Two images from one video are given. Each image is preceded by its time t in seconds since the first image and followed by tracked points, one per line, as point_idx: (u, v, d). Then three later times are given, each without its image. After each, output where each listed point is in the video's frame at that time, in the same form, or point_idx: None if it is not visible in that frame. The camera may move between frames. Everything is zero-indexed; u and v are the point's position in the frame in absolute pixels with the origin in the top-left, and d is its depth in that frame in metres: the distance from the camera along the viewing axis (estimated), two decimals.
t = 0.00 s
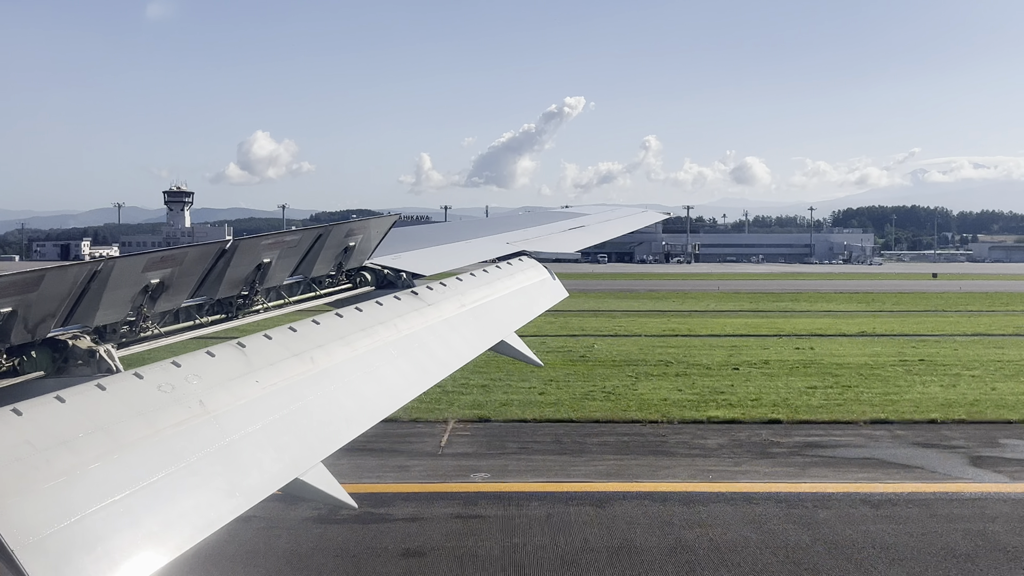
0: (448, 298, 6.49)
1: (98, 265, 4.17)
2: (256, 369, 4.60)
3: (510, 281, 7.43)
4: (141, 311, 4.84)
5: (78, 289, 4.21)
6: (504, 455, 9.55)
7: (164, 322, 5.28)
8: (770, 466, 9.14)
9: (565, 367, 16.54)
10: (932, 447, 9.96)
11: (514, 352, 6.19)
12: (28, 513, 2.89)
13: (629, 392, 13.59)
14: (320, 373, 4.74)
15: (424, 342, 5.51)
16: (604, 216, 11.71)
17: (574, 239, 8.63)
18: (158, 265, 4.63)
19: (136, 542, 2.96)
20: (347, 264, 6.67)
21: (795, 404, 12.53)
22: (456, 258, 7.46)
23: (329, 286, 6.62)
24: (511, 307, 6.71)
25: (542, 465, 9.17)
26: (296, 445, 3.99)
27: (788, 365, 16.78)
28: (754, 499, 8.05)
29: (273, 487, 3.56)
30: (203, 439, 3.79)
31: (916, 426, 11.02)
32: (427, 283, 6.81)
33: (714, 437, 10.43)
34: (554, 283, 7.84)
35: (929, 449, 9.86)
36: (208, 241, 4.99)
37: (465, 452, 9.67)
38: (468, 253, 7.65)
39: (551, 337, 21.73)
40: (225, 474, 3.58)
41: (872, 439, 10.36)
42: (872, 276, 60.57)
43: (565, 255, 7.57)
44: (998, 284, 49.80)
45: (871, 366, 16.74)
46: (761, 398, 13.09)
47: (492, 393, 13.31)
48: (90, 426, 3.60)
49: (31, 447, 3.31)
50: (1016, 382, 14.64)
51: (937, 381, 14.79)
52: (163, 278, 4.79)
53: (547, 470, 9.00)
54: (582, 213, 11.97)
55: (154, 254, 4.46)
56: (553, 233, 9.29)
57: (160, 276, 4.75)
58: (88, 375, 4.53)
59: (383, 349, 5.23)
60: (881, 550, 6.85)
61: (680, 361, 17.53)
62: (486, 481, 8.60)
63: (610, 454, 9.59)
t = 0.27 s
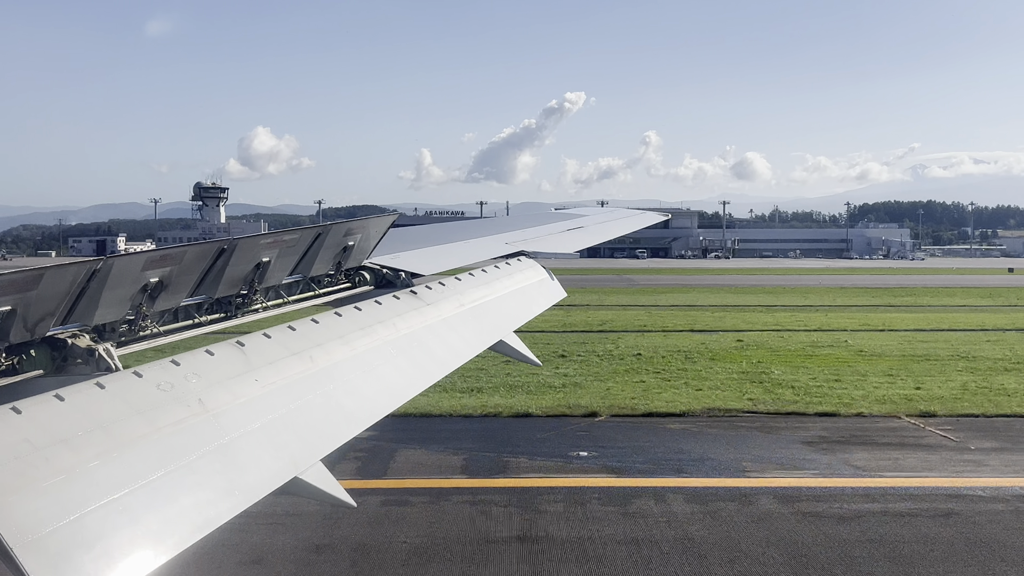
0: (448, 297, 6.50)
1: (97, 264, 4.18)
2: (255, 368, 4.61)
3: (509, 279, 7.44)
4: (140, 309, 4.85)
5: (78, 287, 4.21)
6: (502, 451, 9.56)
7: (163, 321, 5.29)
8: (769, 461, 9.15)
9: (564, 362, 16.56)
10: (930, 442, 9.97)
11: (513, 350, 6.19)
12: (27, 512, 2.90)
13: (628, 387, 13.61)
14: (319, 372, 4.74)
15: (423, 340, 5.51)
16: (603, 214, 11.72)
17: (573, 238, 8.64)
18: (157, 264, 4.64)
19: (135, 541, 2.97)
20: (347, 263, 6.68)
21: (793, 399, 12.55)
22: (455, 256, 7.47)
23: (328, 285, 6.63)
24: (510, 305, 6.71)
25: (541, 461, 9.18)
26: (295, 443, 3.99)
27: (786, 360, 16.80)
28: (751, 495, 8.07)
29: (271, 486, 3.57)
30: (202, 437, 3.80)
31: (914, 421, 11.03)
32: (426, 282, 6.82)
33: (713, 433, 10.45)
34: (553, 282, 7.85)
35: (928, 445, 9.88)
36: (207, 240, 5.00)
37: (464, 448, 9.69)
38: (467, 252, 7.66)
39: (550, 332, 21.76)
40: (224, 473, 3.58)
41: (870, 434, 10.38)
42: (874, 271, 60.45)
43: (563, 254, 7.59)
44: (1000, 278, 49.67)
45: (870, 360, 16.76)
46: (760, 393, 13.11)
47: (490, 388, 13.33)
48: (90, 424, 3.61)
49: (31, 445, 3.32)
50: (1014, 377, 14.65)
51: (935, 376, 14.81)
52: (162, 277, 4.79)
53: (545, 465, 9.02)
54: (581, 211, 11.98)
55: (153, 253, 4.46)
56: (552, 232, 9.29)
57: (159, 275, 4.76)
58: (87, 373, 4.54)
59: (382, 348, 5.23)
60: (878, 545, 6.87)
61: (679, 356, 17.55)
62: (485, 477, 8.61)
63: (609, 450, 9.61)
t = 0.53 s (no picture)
0: (447, 293, 6.49)
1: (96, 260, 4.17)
2: (254, 363, 4.60)
3: (508, 275, 7.43)
4: (139, 305, 4.85)
5: (76, 283, 4.20)
6: (502, 447, 9.57)
7: (162, 317, 5.28)
8: (770, 457, 9.15)
9: (563, 358, 16.56)
10: (929, 438, 9.97)
11: (512, 345, 6.19)
12: (26, 509, 2.89)
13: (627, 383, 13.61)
14: (319, 367, 4.74)
15: (422, 336, 5.51)
16: (602, 210, 11.71)
17: (572, 234, 8.62)
18: (156, 260, 4.63)
19: (135, 537, 2.96)
20: (346, 259, 6.67)
21: (793, 394, 12.54)
22: (454, 252, 7.46)
23: (327, 281, 6.62)
24: (509, 301, 6.71)
25: (540, 456, 9.19)
26: (294, 439, 3.98)
27: (785, 356, 16.81)
28: (751, 491, 8.07)
29: (271, 482, 3.56)
30: (202, 433, 3.80)
31: (915, 417, 11.03)
32: (426, 277, 6.81)
33: (712, 428, 10.45)
34: (552, 278, 7.84)
35: (929, 440, 9.87)
36: (206, 236, 4.99)
37: (463, 444, 9.69)
38: (466, 247, 7.65)
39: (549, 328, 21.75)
40: (224, 469, 3.58)
41: (870, 430, 10.38)
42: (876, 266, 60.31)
43: (562, 250, 7.58)
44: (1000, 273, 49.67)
45: (869, 356, 16.76)
46: (759, 389, 13.11)
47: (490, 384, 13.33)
48: (89, 420, 3.60)
49: (30, 442, 3.31)
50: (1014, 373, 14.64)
51: (934, 372, 14.81)
52: (161, 273, 4.78)
53: (545, 461, 9.01)
54: (580, 207, 11.96)
55: (152, 248, 4.45)
56: (551, 227, 9.28)
57: (158, 271, 4.75)
58: (85, 369, 4.54)
59: (381, 344, 5.22)
60: (878, 542, 6.86)
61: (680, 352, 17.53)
62: (484, 473, 8.61)
63: (609, 446, 9.61)
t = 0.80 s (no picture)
0: (447, 291, 6.50)
1: (95, 259, 4.17)
2: (254, 362, 4.60)
3: (508, 274, 7.43)
4: (139, 304, 4.85)
5: (76, 282, 4.20)
6: (501, 446, 9.56)
7: (162, 316, 5.28)
8: (771, 456, 9.14)
9: (562, 356, 16.54)
10: (929, 437, 9.98)
11: (512, 344, 6.19)
12: (26, 507, 2.89)
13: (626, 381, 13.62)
14: (319, 366, 4.74)
15: (422, 335, 5.51)
16: (601, 208, 11.72)
17: (571, 232, 8.63)
18: (155, 258, 4.63)
19: (135, 536, 2.96)
20: (345, 258, 6.67)
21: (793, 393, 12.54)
22: (454, 250, 7.47)
23: (327, 279, 6.63)
24: (509, 300, 6.71)
25: (540, 455, 9.18)
26: (294, 438, 3.99)
27: (785, 354, 16.80)
28: (750, 489, 8.07)
29: (271, 480, 3.56)
30: (201, 432, 3.80)
31: (915, 415, 11.03)
32: (426, 276, 6.81)
33: (712, 427, 10.45)
34: (551, 277, 7.83)
35: (928, 439, 9.87)
36: (206, 234, 4.99)
37: (463, 442, 9.69)
38: (466, 246, 7.64)
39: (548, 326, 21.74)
40: (224, 468, 3.58)
41: (869, 428, 10.38)
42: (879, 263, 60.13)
43: (562, 248, 7.58)
44: (1000, 271, 49.69)
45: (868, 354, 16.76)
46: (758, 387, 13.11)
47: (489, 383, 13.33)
48: (88, 419, 3.60)
49: (30, 441, 3.31)
50: (1013, 371, 14.64)
51: (934, 370, 14.81)
52: (160, 271, 4.78)
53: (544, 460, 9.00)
54: (580, 205, 11.95)
55: (152, 247, 4.45)
56: (550, 226, 9.28)
57: (157, 269, 4.75)
58: (85, 368, 4.54)
59: (381, 343, 5.22)
60: (879, 541, 6.85)
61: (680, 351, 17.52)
62: (483, 471, 8.61)
63: (609, 445, 9.61)
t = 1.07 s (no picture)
0: (446, 291, 6.49)
1: (95, 258, 4.17)
2: (253, 362, 4.60)
3: (508, 273, 7.43)
4: (139, 303, 4.85)
5: (76, 281, 4.21)
6: (500, 445, 9.56)
7: (161, 315, 5.28)
8: (770, 455, 9.14)
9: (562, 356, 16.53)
10: (928, 436, 9.97)
11: (512, 343, 6.18)
12: (25, 507, 2.90)
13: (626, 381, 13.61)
14: (319, 366, 4.74)
15: (421, 334, 5.51)
16: (601, 208, 11.71)
17: (571, 232, 8.62)
18: (155, 258, 4.64)
19: (134, 535, 2.97)
20: (345, 257, 6.67)
21: (792, 392, 12.54)
22: (454, 250, 7.46)
23: (326, 279, 6.64)
24: (508, 300, 6.71)
25: (539, 455, 9.17)
26: (294, 438, 3.99)
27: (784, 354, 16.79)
28: (749, 489, 8.07)
29: (271, 480, 3.57)
30: (200, 432, 3.80)
31: (914, 415, 11.03)
32: (425, 275, 6.81)
33: (711, 426, 10.45)
34: (551, 276, 7.83)
35: (927, 438, 9.87)
36: (206, 234, 4.99)
37: (462, 442, 9.69)
38: (466, 246, 7.63)
39: (548, 326, 21.73)
40: (223, 467, 3.58)
41: (868, 428, 10.39)
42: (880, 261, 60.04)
43: (562, 248, 7.57)
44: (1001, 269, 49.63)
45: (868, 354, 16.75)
46: (758, 386, 13.10)
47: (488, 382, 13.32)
48: (88, 418, 3.61)
49: (29, 440, 3.31)
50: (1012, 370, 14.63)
51: (933, 369, 14.80)
52: (160, 271, 4.79)
53: (543, 459, 9.00)
54: (579, 205, 11.95)
55: (152, 247, 4.46)
56: (550, 225, 9.27)
57: (157, 269, 4.75)
58: (85, 367, 4.54)
59: (380, 342, 5.22)
60: (879, 541, 6.83)
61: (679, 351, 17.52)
62: (482, 471, 8.61)
63: (608, 444, 9.61)
